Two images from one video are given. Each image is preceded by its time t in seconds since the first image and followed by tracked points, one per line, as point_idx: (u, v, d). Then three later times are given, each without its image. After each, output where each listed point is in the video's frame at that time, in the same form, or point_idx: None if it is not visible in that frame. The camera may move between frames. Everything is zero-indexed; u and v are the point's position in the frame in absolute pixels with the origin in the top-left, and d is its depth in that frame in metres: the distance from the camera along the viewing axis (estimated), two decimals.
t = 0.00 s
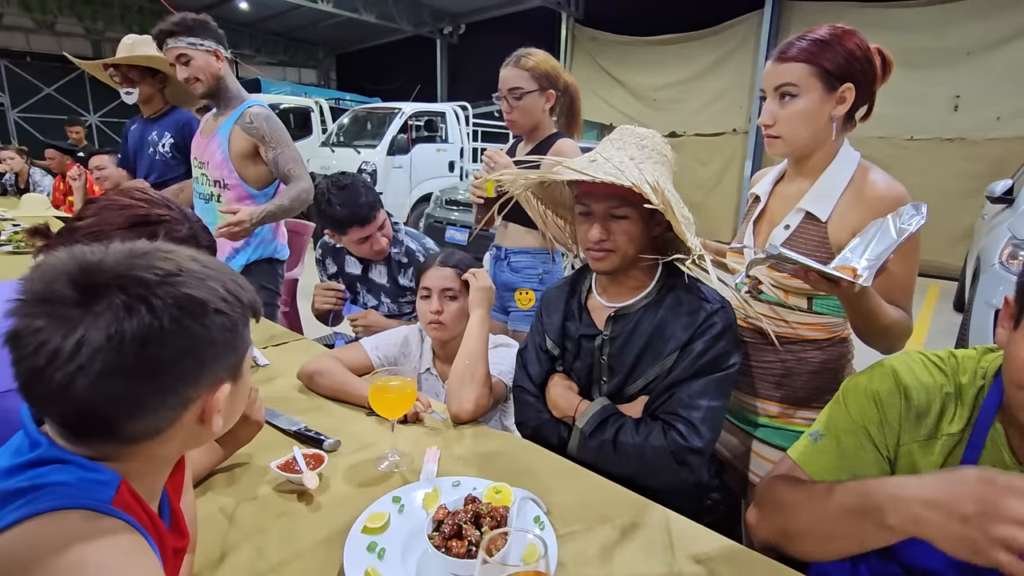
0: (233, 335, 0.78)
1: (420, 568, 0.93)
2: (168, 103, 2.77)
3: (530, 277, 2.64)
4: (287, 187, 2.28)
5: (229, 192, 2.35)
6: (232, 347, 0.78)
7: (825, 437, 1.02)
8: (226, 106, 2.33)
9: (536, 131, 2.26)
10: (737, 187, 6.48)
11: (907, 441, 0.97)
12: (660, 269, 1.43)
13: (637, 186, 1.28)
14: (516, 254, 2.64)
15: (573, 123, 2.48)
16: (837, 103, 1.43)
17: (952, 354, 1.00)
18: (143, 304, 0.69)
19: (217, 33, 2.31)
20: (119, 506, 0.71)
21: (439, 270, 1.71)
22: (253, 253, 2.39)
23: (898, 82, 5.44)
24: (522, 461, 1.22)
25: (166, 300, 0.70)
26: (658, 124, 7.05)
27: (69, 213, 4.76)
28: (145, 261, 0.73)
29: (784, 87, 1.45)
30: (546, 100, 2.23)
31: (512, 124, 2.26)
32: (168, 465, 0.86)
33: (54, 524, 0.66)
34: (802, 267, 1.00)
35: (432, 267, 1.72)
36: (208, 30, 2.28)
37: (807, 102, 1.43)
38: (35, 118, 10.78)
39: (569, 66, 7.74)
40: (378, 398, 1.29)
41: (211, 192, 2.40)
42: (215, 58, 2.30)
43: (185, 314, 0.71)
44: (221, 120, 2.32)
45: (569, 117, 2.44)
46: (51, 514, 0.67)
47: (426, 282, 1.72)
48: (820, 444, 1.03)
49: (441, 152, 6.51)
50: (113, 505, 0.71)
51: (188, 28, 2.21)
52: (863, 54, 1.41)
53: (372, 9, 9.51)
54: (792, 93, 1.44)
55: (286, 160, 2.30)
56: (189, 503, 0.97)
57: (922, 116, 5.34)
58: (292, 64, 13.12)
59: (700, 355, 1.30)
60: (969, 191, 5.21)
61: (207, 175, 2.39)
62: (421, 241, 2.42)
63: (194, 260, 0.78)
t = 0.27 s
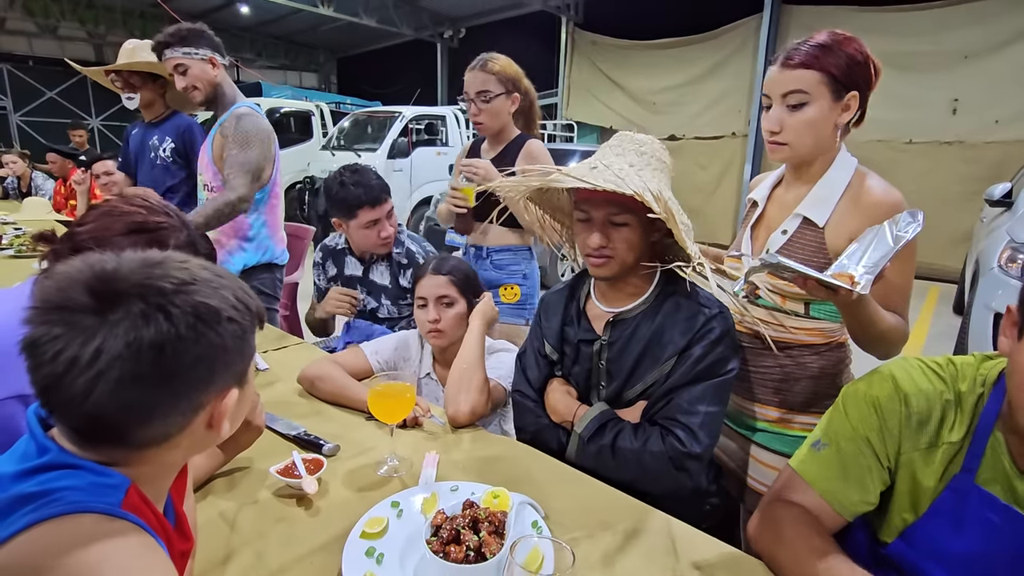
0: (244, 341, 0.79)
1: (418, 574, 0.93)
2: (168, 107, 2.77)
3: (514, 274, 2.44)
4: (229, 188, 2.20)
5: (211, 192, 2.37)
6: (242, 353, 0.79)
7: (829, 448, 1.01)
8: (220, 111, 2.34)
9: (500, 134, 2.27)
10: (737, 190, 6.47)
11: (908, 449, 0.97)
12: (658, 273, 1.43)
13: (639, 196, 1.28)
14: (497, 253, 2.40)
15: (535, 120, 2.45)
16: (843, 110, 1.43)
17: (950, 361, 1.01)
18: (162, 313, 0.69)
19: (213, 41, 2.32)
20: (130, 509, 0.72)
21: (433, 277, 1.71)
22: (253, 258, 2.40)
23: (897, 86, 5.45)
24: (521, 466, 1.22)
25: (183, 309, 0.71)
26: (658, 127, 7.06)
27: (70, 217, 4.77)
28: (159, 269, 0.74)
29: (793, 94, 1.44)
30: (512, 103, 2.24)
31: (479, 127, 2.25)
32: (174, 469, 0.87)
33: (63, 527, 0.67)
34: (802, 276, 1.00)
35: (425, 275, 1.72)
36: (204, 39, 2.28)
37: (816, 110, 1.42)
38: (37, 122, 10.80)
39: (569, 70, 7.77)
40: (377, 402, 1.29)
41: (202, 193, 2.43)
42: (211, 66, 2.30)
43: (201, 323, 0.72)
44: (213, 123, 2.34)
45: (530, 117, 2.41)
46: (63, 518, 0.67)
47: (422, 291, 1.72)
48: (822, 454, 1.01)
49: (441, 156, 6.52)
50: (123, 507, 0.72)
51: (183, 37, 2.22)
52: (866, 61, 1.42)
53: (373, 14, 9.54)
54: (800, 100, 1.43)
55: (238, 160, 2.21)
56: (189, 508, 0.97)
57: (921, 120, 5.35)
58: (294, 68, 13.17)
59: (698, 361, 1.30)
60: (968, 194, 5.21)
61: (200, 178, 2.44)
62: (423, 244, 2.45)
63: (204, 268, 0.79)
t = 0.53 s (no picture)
0: (244, 342, 0.80)
1: None
2: (170, 111, 2.78)
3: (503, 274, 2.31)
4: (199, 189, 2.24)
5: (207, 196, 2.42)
6: (242, 353, 0.80)
7: (832, 454, 1.01)
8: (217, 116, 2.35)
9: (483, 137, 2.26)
10: (737, 193, 6.47)
11: (910, 453, 0.97)
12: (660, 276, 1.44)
13: (645, 201, 1.28)
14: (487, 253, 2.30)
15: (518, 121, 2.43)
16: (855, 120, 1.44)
17: (950, 365, 1.01)
18: (164, 313, 0.70)
19: (211, 45, 2.32)
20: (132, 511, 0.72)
21: (432, 283, 1.72)
22: (250, 260, 2.41)
23: (897, 88, 5.45)
24: (523, 470, 1.22)
25: (185, 309, 0.72)
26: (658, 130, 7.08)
27: (71, 219, 4.77)
28: (159, 271, 0.74)
29: (814, 102, 1.40)
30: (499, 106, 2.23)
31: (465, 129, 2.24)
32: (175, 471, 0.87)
33: (66, 530, 0.67)
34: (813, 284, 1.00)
35: (422, 283, 1.72)
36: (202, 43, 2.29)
37: (837, 119, 1.40)
38: (38, 125, 10.81)
39: (569, 73, 7.79)
40: (378, 406, 1.29)
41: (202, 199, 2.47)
42: (210, 70, 2.31)
43: (202, 323, 0.73)
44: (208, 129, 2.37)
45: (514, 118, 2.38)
46: (65, 521, 0.67)
47: (422, 299, 1.72)
48: (826, 459, 1.01)
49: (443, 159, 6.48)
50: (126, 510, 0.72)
51: (181, 42, 2.22)
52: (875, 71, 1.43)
53: (374, 17, 9.56)
54: (822, 108, 1.39)
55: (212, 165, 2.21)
56: (190, 512, 0.98)
57: (921, 122, 5.36)
58: (295, 71, 13.21)
59: (700, 364, 1.30)
60: (968, 196, 5.21)
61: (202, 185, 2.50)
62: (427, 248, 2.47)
63: (204, 270, 0.80)
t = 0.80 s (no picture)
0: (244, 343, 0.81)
1: None
2: (170, 114, 2.78)
3: (497, 276, 2.29)
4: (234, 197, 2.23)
5: (213, 202, 2.38)
6: (241, 354, 0.80)
7: (831, 457, 1.02)
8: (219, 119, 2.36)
9: (477, 140, 2.25)
10: (737, 195, 6.47)
11: (908, 456, 0.97)
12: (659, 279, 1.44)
13: (647, 205, 1.29)
14: (481, 255, 2.29)
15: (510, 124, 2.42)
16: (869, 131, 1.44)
17: (948, 369, 1.01)
18: (162, 313, 0.70)
19: (212, 48, 2.32)
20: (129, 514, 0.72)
21: (431, 289, 1.72)
22: (253, 263, 2.41)
23: (897, 91, 5.45)
24: (522, 473, 1.22)
25: (185, 309, 0.72)
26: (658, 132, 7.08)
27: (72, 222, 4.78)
28: (157, 273, 0.74)
29: (833, 110, 1.38)
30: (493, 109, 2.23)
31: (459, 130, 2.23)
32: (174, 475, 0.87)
33: (62, 535, 0.67)
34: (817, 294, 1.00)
35: (422, 288, 1.73)
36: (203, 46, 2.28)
37: (853, 130, 1.39)
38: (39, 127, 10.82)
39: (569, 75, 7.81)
40: (378, 409, 1.29)
41: (200, 203, 2.43)
42: (211, 74, 2.32)
43: (202, 323, 0.74)
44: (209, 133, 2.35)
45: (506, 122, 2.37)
46: (62, 525, 0.67)
47: (421, 305, 1.73)
48: (825, 463, 1.02)
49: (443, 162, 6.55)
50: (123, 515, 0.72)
51: (183, 46, 2.22)
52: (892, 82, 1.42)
53: (374, 19, 9.58)
54: (840, 117, 1.38)
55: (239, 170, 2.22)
56: (190, 515, 0.98)
57: (921, 124, 5.36)
58: (296, 73, 13.23)
59: (699, 366, 1.30)
60: (968, 198, 5.21)
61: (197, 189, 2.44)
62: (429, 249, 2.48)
63: (201, 272, 0.81)
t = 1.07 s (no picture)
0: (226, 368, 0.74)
1: None
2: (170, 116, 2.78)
3: (490, 280, 2.29)
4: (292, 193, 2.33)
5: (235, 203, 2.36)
6: (218, 378, 0.74)
7: (831, 459, 1.02)
8: (223, 119, 2.34)
9: (477, 139, 2.25)
10: (737, 196, 6.46)
11: (908, 458, 0.97)
12: (658, 280, 1.44)
13: (645, 205, 1.29)
14: (474, 259, 2.29)
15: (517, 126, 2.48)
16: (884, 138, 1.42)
17: (948, 370, 1.01)
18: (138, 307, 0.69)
19: (223, 49, 2.34)
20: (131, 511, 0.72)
21: (434, 292, 1.72)
22: (261, 262, 2.41)
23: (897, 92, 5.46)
24: (522, 474, 1.22)
25: (162, 309, 0.70)
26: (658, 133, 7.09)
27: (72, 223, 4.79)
28: (179, 273, 0.75)
29: (847, 114, 1.37)
30: (493, 107, 2.23)
31: (458, 128, 2.23)
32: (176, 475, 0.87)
33: (62, 533, 0.67)
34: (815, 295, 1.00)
35: (425, 290, 1.72)
36: (215, 46, 2.30)
37: (867, 136, 1.38)
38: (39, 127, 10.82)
39: (569, 76, 7.82)
40: (379, 410, 1.29)
41: (215, 204, 2.40)
42: (219, 76, 2.33)
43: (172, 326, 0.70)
44: (222, 132, 2.33)
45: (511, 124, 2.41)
46: (62, 520, 0.68)
47: (424, 307, 1.73)
48: (825, 464, 1.02)
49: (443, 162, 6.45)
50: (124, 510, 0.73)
51: (194, 44, 2.23)
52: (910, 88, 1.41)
53: (374, 20, 9.60)
54: (854, 123, 1.37)
55: (286, 169, 2.33)
56: (191, 516, 0.98)
57: (921, 126, 5.37)
58: (297, 74, 13.26)
59: (700, 368, 1.30)
60: (967, 199, 5.22)
61: (211, 188, 2.40)
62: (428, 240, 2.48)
63: (216, 282, 0.78)
